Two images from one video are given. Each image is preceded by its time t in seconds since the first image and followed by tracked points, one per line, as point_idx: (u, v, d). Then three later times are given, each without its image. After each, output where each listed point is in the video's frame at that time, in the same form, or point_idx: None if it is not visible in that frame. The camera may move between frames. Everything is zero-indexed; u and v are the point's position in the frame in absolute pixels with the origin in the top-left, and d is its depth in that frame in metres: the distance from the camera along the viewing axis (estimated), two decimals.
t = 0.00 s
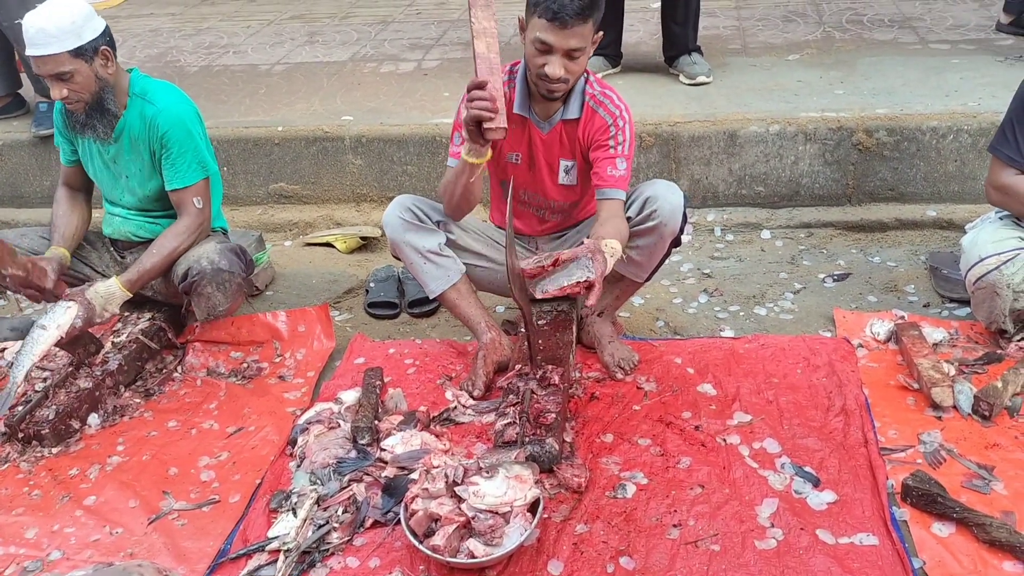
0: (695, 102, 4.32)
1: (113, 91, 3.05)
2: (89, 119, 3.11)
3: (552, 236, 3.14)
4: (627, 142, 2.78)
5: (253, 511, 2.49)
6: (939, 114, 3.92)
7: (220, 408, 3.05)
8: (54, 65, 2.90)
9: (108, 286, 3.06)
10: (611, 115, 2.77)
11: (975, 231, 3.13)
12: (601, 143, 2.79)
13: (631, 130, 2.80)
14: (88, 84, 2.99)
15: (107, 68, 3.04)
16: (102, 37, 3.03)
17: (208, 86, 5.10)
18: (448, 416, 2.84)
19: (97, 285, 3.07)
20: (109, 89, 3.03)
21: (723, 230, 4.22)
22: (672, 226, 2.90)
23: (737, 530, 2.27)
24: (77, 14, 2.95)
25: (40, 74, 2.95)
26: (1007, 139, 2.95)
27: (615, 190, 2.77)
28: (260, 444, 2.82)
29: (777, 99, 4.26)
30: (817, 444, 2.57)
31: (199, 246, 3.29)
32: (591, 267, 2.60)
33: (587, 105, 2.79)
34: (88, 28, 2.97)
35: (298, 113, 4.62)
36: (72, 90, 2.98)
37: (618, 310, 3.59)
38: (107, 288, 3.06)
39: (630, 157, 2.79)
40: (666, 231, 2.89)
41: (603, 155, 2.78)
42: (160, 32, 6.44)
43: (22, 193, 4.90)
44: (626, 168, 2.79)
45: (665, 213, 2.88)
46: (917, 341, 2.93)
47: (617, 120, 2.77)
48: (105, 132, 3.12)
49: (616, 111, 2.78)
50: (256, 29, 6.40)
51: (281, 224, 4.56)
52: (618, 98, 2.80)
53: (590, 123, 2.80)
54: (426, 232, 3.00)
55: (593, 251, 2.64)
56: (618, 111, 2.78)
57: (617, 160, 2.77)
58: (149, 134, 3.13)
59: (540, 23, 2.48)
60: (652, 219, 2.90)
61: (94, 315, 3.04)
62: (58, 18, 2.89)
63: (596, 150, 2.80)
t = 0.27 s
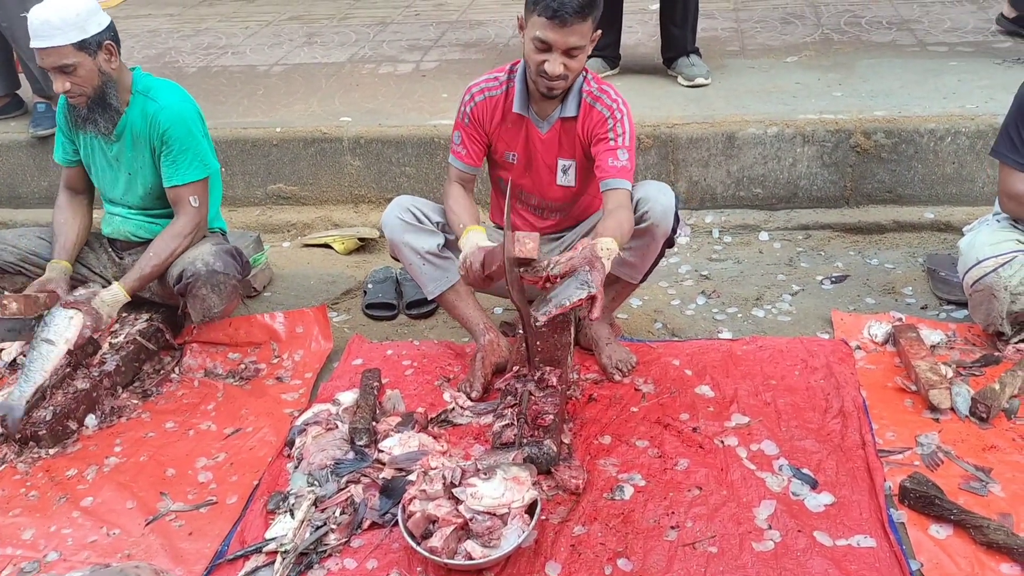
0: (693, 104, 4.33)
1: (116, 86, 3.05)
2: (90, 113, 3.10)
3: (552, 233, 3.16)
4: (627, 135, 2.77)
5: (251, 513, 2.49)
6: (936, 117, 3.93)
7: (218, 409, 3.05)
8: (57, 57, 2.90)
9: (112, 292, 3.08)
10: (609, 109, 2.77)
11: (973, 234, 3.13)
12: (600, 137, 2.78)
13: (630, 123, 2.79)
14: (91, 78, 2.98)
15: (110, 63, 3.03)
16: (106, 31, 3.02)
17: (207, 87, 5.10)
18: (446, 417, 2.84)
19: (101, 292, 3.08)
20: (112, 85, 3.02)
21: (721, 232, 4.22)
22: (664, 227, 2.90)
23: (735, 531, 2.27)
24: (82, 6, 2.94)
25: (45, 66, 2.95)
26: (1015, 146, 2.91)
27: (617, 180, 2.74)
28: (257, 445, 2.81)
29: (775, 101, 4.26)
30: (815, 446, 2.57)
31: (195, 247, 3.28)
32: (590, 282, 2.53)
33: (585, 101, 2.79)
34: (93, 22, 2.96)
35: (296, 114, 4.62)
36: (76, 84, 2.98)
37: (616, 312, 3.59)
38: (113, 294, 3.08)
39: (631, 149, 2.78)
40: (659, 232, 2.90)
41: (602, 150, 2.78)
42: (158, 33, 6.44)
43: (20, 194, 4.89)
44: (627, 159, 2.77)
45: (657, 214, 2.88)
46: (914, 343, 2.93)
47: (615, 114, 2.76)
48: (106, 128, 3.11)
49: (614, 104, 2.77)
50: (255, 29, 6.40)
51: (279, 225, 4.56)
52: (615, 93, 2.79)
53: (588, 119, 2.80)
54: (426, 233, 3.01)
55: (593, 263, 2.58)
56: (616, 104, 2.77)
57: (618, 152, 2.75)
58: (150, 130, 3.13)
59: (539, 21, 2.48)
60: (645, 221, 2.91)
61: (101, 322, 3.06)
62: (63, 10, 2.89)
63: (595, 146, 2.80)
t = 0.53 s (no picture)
0: (695, 105, 4.33)
1: (118, 87, 3.05)
2: (94, 114, 3.11)
3: (552, 233, 3.14)
4: (627, 135, 2.76)
5: (253, 514, 2.49)
6: (939, 118, 3.92)
7: (220, 410, 3.05)
8: (59, 56, 2.90)
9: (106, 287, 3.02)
10: (609, 109, 2.76)
11: (975, 235, 3.13)
12: (601, 138, 2.78)
13: (631, 124, 2.78)
14: (93, 78, 2.99)
15: (113, 63, 3.03)
16: (109, 32, 3.01)
17: (209, 89, 5.11)
18: (448, 419, 2.84)
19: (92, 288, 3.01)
20: (114, 85, 3.03)
21: (723, 233, 4.22)
22: (669, 229, 2.90)
23: (737, 533, 2.27)
24: (85, 6, 2.94)
25: (48, 66, 2.95)
26: None
27: (619, 181, 2.75)
28: (260, 447, 2.82)
29: (777, 102, 4.26)
30: (817, 447, 2.57)
31: (184, 251, 3.29)
32: (595, 275, 2.54)
33: (585, 102, 2.79)
34: (94, 22, 2.96)
35: (299, 116, 4.63)
36: (79, 83, 2.99)
37: (619, 313, 3.60)
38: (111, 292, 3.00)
39: (631, 150, 2.77)
40: (663, 233, 2.89)
41: (602, 150, 2.77)
42: (161, 34, 6.45)
43: (23, 195, 4.91)
44: (627, 160, 2.77)
45: (662, 216, 2.88)
46: (917, 344, 2.93)
47: (615, 115, 2.76)
48: (110, 128, 3.13)
49: (614, 105, 2.76)
50: (257, 31, 6.41)
51: (281, 226, 4.57)
52: (616, 93, 2.78)
53: (588, 119, 2.80)
54: (428, 233, 3.00)
55: (595, 259, 2.59)
56: (616, 105, 2.76)
57: (617, 153, 2.75)
58: (152, 131, 3.13)
59: (541, 46, 2.42)
60: (649, 222, 2.90)
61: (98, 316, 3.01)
62: (65, 10, 2.89)
63: (595, 146, 2.80)
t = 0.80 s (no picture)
0: (695, 108, 4.33)
1: (115, 91, 3.06)
2: (92, 117, 3.11)
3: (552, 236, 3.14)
4: (629, 135, 2.80)
5: (253, 516, 2.49)
6: (939, 120, 3.93)
7: (220, 412, 3.05)
8: (54, 62, 2.90)
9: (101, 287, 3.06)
10: (611, 111, 2.79)
11: (976, 237, 3.12)
12: (604, 139, 2.81)
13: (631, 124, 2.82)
14: (90, 83, 2.99)
15: (109, 67, 3.02)
16: (105, 36, 3.00)
17: (210, 91, 5.12)
18: (448, 421, 2.84)
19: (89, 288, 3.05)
20: (111, 89, 3.03)
21: (723, 236, 4.23)
22: (665, 229, 2.90)
23: (737, 536, 2.27)
24: (81, 12, 2.94)
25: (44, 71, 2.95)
26: None
27: (619, 179, 2.78)
28: (260, 449, 2.82)
29: (778, 105, 4.26)
30: (818, 450, 2.57)
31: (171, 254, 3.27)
32: (601, 290, 2.54)
33: (587, 106, 2.80)
34: (90, 27, 2.95)
35: (299, 118, 4.63)
36: (75, 88, 2.99)
37: (619, 315, 3.60)
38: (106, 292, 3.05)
39: (633, 150, 2.81)
40: (660, 234, 2.90)
41: (606, 151, 2.80)
42: (162, 36, 6.46)
43: (24, 197, 4.92)
44: (629, 160, 2.80)
45: (658, 217, 2.88)
46: (917, 347, 2.93)
47: (617, 116, 2.79)
48: (108, 132, 3.13)
49: (616, 107, 2.79)
50: (258, 33, 6.42)
51: (282, 228, 4.57)
52: (615, 94, 2.81)
53: (590, 122, 2.82)
54: (426, 237, 3.00)
55: (601, 274, 2.59)
56: (617, 106, 2.79)
57: (621, 153, 2.78)
58: (150, 136, 3.13)
59: (557, 52, 2.41)
60: (645, 224, 2.90)
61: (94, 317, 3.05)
62: (60, 15, 2.89)
63: (599, 147, 2.82)
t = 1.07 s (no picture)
0: (694, 111, 4.33)
1: (114, 95, 3.05)
2: (92, 122, 3.09)
3: (547, 241, 3.14)
4: (625, 145, 2.79)
5: (251, 518, 2.49)
6: (938, 123, 3.93)
7: (218, 413, 3.05)
8: (54, 69, 2.89)
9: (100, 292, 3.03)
10: (609, 119, 2.78)
11: (974, 240, 3.13)
12: (600, 148, 2.80)
13: (629, 134, 2.81)
14: (89, 88, 2.98)
15: (108, 72, 3.02)
16: (104, 41, 3.00)
17: (209, 92, 5.12)
18: (446, 422, 2.84)
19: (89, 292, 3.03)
20: (111, 93, 3.03)
21: (722, 238, 4.23)
22: (666, 233, 2.91)
23: (735, 538, 2.27)
24: (79, 18, 2.93)
25: (43, 77, 2.94)
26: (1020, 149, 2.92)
27: (613, 193, 2.77)
28: (258, 450, 2.81)
29: (776, 108, 4.27)
30: (816, 452, 2.57)
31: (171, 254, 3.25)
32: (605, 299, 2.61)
33: (585, 112, 2.80)
34: (88, 32, 2.95)
35: (298, 119, 4.63)
36: (74, 94, 2.98)
37: (617, 317, 3.60)
38: (106, 297, 3.01)
39: (629, 161, 2.79)
40: (661, 238, 2.90)
41: (601, 159, 2.79)
42: (161, 37, 6.46)
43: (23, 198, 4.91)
44: (623, 171, 2.79)
45: (659, 220, 2.88)
46: (915, 350, 2.93)
47: (614, 125, 2.78)
48: (108, 136, 3.12)
49: (614, 115, 2.78)
50: (257, 34, 6.42)
51: (281, 229, 4.57)
52: (615, 103, 2.81)
53: (587, 128, 2.82)
54: (425, 238, 2.99)
55: (604, 281, 2.62)
56: (615, 115, 2.79)
57: (615, 164, 2.77)
58: (149, 139, 3.14)
59: (551, 61, 2.42)
60: (646, 227, 2.90)
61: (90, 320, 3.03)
62: (59, 21, 2.88)
63: (595, 155, 2.82)
